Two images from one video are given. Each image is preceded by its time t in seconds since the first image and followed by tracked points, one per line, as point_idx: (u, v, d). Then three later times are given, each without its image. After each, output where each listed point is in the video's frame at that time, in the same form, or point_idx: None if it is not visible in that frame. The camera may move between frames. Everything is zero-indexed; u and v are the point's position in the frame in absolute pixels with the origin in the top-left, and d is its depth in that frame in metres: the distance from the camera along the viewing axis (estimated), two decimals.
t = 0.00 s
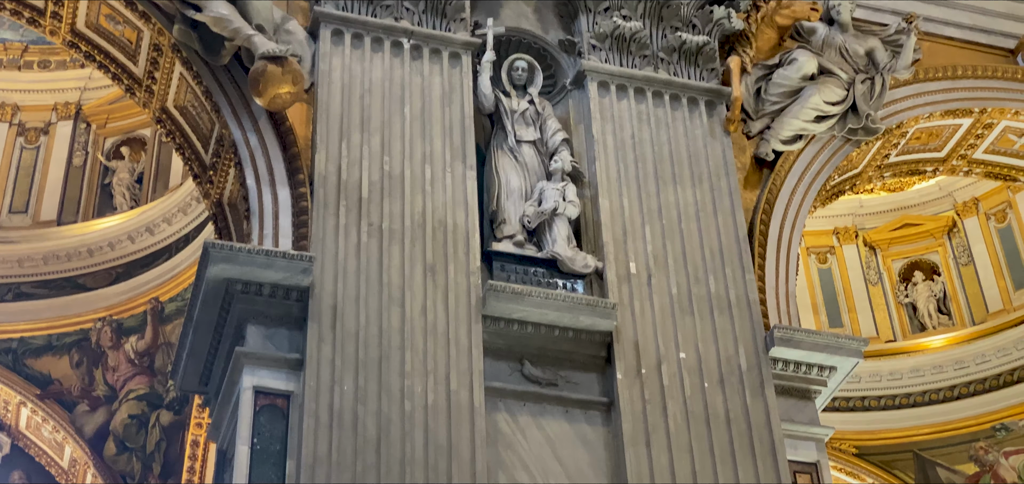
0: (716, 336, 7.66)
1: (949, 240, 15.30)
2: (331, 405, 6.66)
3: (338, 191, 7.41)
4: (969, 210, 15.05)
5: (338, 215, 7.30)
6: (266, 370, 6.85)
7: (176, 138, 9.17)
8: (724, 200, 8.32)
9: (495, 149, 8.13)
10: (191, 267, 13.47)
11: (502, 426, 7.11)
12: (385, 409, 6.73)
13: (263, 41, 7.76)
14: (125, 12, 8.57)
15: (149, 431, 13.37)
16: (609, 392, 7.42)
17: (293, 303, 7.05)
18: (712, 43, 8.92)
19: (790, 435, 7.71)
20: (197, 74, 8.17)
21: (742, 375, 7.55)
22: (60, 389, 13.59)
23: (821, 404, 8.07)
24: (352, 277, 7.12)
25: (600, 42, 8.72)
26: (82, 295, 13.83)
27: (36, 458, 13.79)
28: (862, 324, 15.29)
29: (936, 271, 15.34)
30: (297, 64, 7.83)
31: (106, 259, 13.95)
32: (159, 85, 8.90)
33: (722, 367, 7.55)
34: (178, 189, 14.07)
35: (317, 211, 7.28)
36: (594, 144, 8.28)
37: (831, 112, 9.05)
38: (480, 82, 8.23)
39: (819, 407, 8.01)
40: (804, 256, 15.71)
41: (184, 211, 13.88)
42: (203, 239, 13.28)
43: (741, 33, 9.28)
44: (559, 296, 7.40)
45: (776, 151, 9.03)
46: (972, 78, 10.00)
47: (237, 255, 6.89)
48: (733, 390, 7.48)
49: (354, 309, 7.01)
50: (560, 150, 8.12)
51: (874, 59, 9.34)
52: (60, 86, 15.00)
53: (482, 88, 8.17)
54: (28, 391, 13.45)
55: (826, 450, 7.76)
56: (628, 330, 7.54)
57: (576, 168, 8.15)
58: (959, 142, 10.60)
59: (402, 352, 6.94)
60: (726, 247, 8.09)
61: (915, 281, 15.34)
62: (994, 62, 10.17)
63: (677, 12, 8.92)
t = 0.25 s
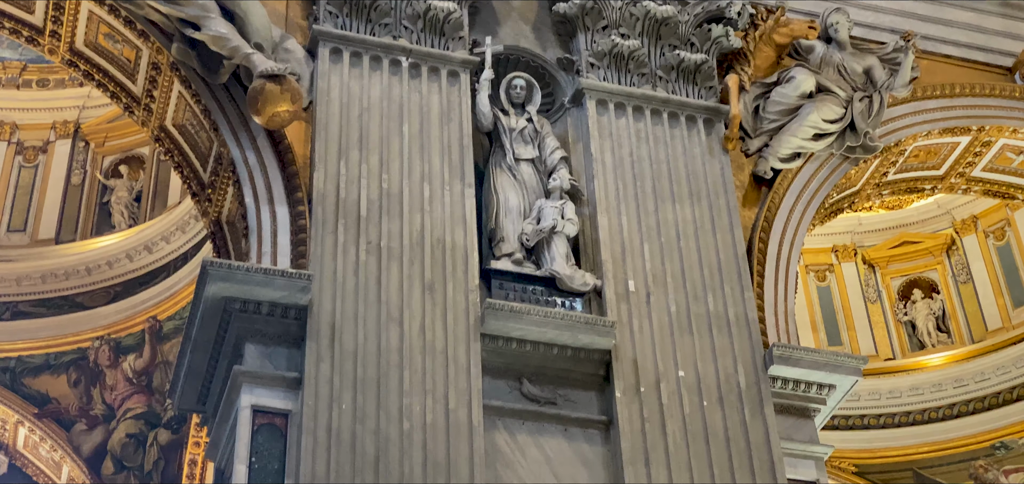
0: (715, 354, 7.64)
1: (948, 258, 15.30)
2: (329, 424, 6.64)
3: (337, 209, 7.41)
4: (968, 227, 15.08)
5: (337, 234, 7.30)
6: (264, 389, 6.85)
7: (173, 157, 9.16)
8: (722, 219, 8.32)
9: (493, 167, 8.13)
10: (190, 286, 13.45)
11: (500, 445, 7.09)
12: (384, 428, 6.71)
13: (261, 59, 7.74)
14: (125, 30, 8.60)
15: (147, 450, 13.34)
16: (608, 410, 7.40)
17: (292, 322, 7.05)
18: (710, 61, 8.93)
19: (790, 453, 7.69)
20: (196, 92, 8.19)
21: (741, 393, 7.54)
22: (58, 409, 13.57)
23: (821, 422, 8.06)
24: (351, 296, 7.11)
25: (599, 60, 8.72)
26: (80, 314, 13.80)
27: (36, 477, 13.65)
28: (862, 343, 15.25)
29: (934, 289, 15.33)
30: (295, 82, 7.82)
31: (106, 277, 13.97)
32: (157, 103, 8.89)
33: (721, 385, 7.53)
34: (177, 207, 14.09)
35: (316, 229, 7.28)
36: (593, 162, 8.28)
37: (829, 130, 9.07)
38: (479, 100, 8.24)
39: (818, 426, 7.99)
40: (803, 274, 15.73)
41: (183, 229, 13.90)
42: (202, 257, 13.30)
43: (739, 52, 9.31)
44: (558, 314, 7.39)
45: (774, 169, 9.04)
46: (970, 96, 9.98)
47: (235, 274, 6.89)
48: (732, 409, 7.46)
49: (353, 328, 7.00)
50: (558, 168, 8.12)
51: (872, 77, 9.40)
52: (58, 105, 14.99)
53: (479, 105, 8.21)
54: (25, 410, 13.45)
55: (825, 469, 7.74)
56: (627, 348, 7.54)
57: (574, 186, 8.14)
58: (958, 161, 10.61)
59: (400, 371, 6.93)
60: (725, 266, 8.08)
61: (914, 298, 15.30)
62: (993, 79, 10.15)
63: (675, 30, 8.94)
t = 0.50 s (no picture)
0: (714, 370, 7.64)
1: (947, 274, 15.31)
2: (329, 441, 6.63)
3: (337, 226, 7.41)
4: (966, 243, 15.10)
5: (336, 251, 7.30)
6: (263, 405, 6.83)
7: (172, 174, 9.15)
8: (721, 235, 8.33)
9: (492, 184, 8.12)
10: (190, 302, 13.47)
11: (500, 461, 7.08)
12: (383, 445, 6.70)
13: (261, 77, 7.76)
14: (124, 47, 8.59)
15: (146, 467, 13.28)
16: (607, 427, 7.40)
17: (291, 339, 7.04)
18: (709, 78, 8.95)
19: (789, 470, 7.70)
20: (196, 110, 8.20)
21: (741, 410, 7.53)
22: (56, 426, 13.52)
23: (820, 438, 8.04)
24: (350, 313, 7.10)
25: (598, 76, 8.73)
26: (80, 331, 13.79)
27: None
28: (861, 357, 15.18)
29: (933, 305, 15.32)
30: (295, 99, 7.83)
31: (105, 295, 13.95)
32: (157, 120, 8.90)
33: (721, 402, 7.53)
34: (177, 224, 14.11)
35: (315, 246, 7.28)
36: (592, 179, 8.28)
37: (828, 146, 9.08)
38: (479, 117, 8.25)
39: (818, 442, 7.98)
40: (802, 290, 15.68)
41: (182, 246, 13.90)
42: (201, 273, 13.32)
43: (737, 68, 9.31)
44: (556, 331, 7.36)
45: (773, 185, 9.05)
46: (968, 113, 10.00)
47: (234, 290, 6.88)
48: (732, 425, 7.45)
49: (352, 345, 7.00)
50: (558, 185, 8.11)
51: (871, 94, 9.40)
52: (57, 122, 15.02)
53: (478, 122, 8.21)
54: (24, 427, 13.39)
55: None
56: (627, 365, 7.53)
57: (574, 202, 8.14)
58: (957, 177, 10.61)
59: (400, 388, 6.92)
60: (724, 282, 8.08)
61: (913, 314, 15.29)
62: (991, 96, 10.16)
63: (674, 47, 8.97)
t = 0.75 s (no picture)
0: (715, 382, 7.63)
1: (947, 286, 15.30)
2: (328, 453, 6.63)
3: (336, 238, 7.40)
4: (966, 255, 15.08)
5: (335, 262, 7.30)
6: (263, 418, 6.82)
7: (172, 187, 9.14)
8: (721, 247, 8.33)
9: (492, 195, 8.11)
10: (190, 314, 13.46)
11: (499, 473, 7.07)
12: (383, 457, 6.69)
13: (261, 88, 7.77)
14: (123, 59, 8.60)
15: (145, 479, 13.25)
16: (607, 439, 7.38)
17: (291, 351, 7.03)
18: (709, 90, 8.96)
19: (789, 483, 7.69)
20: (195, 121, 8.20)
21: (741, 421, 7.52)
22: (56, 438, 13.49)
23: (821, 450, 8.04)
24: (350, 325, 7.10)
25: (598, 88, 8.73)
26: (78, 343, 13.77)
27: None
28: (861, 371, 15.16)
29: (933, 317, 15.30)
30: (295, 110, 7.82)
31: (104, 306, 13.96)
32: (156, 131, 8.90)
33: (721, 414, 7.52)
34: (177, 236, 14.13)
35: (315, 258, 7.28)
36: (592, 190, 8.28)
37: (828, 158, 9.08)
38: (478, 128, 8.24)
39: (819, 454, 7.97)
40: (802, 302, 15.67)
41: (182, 258, 13.93)
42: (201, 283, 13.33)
43: (737, 80, 9.32)
44: (557, 343, 7.34)
45: (773, 197, 9.05)
46: (968, 125, 10.00)
47: (234, 303, 6.87)
48: (732, 437, 7.45)
49: (352, 357, 6.99)
50: (557, 196, 8.11)
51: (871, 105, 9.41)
52: (57, 134, 15.03)
53: (478, 133, 8.18)
54: (23, 439, 13.37)
55: None
56: (627, 377, 7.52)
57: (573, 214, 8.14)
58: (957, 188, 10.61)
59: (399, 400, 6.91)
60: (724, 294, 8.08)
61: (913, 326, 15.29)
62: (991, 107, 10.16)
63: (674, 59, 8.98)
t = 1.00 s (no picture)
0: (714, 381, 7.63)
1: (947, 286, 15.30)
2: (328, 453, 6.63)
3: (336, 238, 7.40)
4: (966, 255, 15.08)
5: (335, 262, 7.30)
6: (263, 418, 6.82)
7: (172, 187, 9.14)
8: (721, 247, 8.32)
9: (492, 195, 8.11)
10: (190, 313, 13.47)
11: (499, 473, 7.07)
12: (383, 457, 6.69)
13: (261, 88, 7.77)
14: (123, 59, 8.61)
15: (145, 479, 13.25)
16: (607, 439, 7.38)
17: (291, 351, 7.03)
18: (709, 89, 8.96)
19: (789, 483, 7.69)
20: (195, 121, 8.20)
21: (741, 421, 7.52)
22: (56, 438, 13.48)
23: (821, 450, 8.03)
24: (349, 325, 7.10)
25: (598, 88, 8.73)
26: (78, 343, 13.77)
27: None
28: (861, 371, 15.16)
29: (933, 317, 15.30)
30: (295, 110, 7.82)
31: (103, 306, 13.95)
32: (156, 131, 8.91)
33: (721, 414, 7.52)
34: (177, 235, 14.13)
35: (315, 258, 7.28)
36: (592, 190, 8.28)
37: (828, 158, 9.08)
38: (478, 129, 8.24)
39: (818, 454, 7.97)
40: (802, 302, 15.66)
41: (182, 257, 13.93)
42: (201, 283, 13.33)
43: (737, 80, 9.32)
44: (557, 343, 7.33)
45: (773, 197, 9.05)
46: (968, 125, 10.00)
47: (234, 303, 6.87)
48: (732, 437, 7.45)
49: (352, 357, 6.99)
50: (557, 196, 8.11)
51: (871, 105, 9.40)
52: (57, 134, 15.03)
53: (479, 133, 8.18)
54: (23, 439, 13.37)
55: None
56: (627, 377, 7.52)
57: (573, 214, 8.14)
58: (956, 188, 10.61)
59: (399, 399, 6.91)
60: (724, 294, 8.07)
61: (913, 326, 15.29)
62: (991, 108, 10.15)
63: (674, 59, 8.98)
